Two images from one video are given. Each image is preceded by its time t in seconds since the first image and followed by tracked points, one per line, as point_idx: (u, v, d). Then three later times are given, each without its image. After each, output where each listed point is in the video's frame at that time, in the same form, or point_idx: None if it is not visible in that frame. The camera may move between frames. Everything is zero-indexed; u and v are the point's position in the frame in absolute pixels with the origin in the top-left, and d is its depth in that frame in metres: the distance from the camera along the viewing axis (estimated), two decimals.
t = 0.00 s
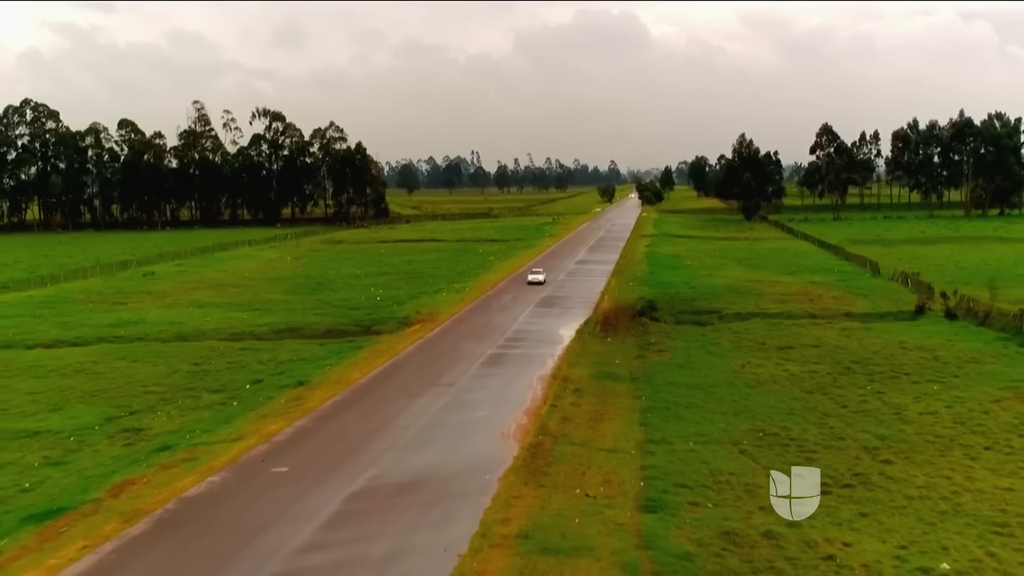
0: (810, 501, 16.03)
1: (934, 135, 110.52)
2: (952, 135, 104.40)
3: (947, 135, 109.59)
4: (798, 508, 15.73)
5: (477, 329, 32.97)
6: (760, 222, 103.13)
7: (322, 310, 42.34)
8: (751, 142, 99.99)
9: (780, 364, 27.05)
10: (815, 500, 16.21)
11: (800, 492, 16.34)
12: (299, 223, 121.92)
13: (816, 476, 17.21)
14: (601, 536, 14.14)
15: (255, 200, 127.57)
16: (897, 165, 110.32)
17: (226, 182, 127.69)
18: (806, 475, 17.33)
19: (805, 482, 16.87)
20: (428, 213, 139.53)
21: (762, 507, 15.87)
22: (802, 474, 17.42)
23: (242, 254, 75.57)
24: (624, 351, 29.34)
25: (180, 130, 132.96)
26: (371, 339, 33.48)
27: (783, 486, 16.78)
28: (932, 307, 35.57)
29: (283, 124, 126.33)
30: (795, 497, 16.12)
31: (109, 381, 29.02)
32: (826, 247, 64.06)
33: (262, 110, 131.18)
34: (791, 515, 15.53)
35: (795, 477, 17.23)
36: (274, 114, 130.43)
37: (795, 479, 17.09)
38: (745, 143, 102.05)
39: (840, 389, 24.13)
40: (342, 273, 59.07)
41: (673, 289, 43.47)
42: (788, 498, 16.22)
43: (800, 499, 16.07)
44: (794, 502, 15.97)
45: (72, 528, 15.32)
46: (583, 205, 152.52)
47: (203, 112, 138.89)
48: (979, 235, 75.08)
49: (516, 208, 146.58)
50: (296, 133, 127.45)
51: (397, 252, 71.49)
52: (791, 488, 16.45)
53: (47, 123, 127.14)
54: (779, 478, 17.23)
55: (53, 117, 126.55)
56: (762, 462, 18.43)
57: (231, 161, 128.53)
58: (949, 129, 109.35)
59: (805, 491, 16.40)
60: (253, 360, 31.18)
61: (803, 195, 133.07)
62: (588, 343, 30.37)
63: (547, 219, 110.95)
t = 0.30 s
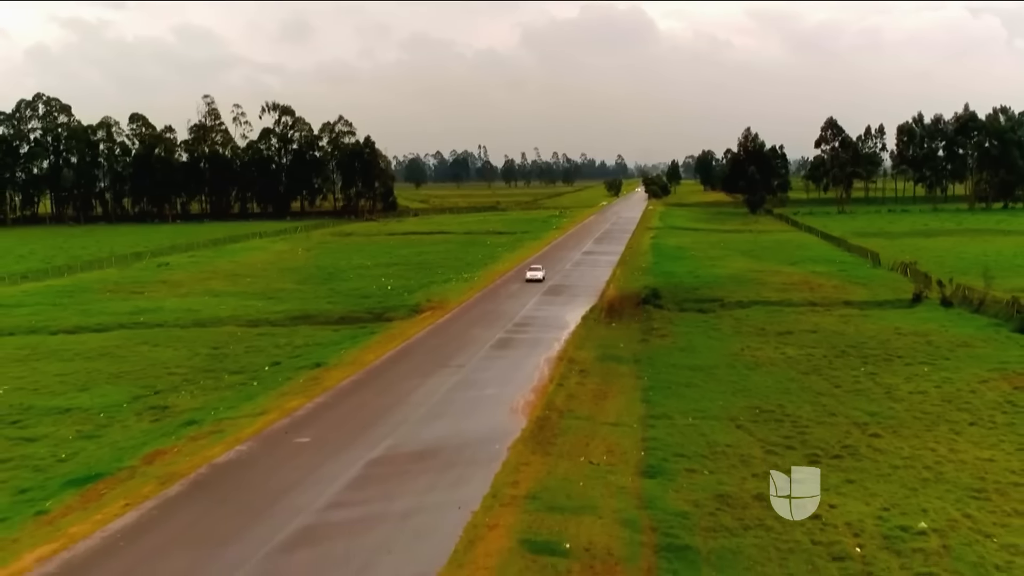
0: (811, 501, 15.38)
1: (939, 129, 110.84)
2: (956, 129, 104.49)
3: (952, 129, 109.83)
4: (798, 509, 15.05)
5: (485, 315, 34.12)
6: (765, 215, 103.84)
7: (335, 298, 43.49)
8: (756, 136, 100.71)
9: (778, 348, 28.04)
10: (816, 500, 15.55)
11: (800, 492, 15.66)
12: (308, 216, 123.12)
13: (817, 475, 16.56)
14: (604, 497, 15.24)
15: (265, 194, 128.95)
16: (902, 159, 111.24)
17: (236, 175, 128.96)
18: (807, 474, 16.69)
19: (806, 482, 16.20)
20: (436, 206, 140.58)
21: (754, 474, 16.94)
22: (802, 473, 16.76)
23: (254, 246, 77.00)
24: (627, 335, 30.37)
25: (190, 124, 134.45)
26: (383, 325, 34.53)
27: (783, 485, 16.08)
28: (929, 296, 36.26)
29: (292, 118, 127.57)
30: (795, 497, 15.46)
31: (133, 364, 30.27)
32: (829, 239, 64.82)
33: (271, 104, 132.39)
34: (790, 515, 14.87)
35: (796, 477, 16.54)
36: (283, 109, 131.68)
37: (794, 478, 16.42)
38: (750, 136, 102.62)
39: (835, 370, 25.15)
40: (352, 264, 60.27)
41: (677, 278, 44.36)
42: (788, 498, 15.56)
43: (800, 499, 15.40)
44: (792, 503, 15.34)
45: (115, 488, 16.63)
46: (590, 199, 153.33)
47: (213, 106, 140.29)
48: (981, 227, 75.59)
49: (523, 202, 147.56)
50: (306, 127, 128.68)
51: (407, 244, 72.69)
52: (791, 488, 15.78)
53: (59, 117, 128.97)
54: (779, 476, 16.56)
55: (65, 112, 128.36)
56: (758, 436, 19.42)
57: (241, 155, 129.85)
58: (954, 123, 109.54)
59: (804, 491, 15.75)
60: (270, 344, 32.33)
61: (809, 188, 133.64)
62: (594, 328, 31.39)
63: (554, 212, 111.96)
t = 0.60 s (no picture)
0: (812, 501, 14.73)
1: (944, 127, 111.43)
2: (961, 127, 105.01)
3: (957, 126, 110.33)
4: (800, 510, 14.36)
5: (495, 303, 35.35)
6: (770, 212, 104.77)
7: (348, 289, 44.68)
8: (762, 134, 101.59)
9: (778, 333, 29.18)
10: (817, 499, 14.90)
11: (801, 492, 15.01)
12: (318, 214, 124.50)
13: (818, 474, 15.89)
14: (608, 459, 16.43)
15: (275, 191, 130.49)
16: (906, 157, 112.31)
17: (246, 173, 130.49)
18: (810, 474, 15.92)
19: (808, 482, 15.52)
20: (445, 204, 141.97)
21: (749, 443, 18.02)
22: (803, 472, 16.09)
23: (266, 241, 78.49)
24: (633, 321, 31.57)
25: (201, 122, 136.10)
26: (396, 313, 35.70)
27: (783, 485, 15.42)
28: (926, 286, 37.06)
29: (302, 116, 128.98)
30: (795, 497, 14.80)
31: (157, 349, 31.65)
32: (833, 234, 65.67)
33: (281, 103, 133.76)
34: (791, 516, 14.19)
35: (796, 476, 15.87)
36: (293, 107, 133.07)
37: (795, 477, 15.76)
38: (755, 134, 103.47)
39: (831, 353, 26.19)
40: (364, 257, 61.54)
41: (682, 271, 45.36)
42: (787, 498, 14.89)
43: (801, 499, 14.74)
44: (793, 503, 14.65)
45: (155, 451, 18.09)
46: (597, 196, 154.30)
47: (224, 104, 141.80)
48: (984, 224, 76.19)
49: (531, 199, 148.64)
50: (316, 125, 130.03)
51: (416, 239, 73.93)
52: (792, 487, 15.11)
53: (72, 115, 130.94)
54: (779, 477, 15.84)
55: (77, 110, 130.27)
56: (755, 411, 20.51)
57: (252, 153, 131.27)
58: (958, 121, 110.18)
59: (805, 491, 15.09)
60: (288, 331, 33.62)
61: (814, 186, 134.34)
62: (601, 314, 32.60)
63: (560, 209, 112.79)
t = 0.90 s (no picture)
0: (812, 501, 13.95)
1: (953, 125, 111.83)
2: (969, 125, 105.48)
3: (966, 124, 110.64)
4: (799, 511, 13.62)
5: (509, 290, 36.83)
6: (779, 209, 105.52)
7: (364, 281, 45.95)
8: (771, 132, 102.54)
9: (779, 318, 30.37)
10: (817, 499, 14.10)
11: (801, 491, 14.19)
12: (331, 211, 126.08)
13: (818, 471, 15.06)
14: (616, 424, 17.66)
15: (290, 189, 132.22)
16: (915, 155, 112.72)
17: (261, 172, 132.31)
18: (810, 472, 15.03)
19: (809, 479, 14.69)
20: (457, 202, 143.34)
21: (748, 412, 19.19)
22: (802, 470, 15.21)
23: (284, 237, 80.25)
24: (641, 308, 32.65)
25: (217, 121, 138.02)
26: (411, 302, 36.83)
27: (783, 484, 14.56)
28: (927, 277, 37.79)
29: (316, 115, 130.60)
30: (795, 497, 14.00)
31: (184, 333, 33.17)
32: (840, 229, 66.51)
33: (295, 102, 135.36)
34: (792, 517, 13.40)
35: (795, 475, 14.95)
36: (307, 106, 134.67)
37: (796, 474, 14.87)
38: (764, 132, 104.38)
39: (830, 336, 27.33)
40: (379, 252, 62.93)
41: (690, 263, 46.30)
42: (788, 498, 14.07)
43: (802, 499, 13.95)
44: (793, 503, 13.82)
45: (195, 416, 19.65)
46: (608, 195, 155.32)
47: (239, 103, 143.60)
48: (991, 220, 76.78)
49: (543, 197, 149.84)
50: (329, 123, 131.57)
51: (430, 234, 75.34)
52: (792, 487, 14.28)
53: (89, 114, 133.22)
54: (777, 474, 15.00)
55: (95, 109, 132.58)
56: (754, 385, 21.72)
57: (266, 151, 132.99)
58: (967, 119, 110.60)
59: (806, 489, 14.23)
60: (309, 317, 34.99)
61: (823, 184, 134.94)
62: (609, 302, 33.79)
63: (571, 206, 113.96)
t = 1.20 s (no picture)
0: (812, 501, 13.55)
1: (960, 123, 112.44)
2: (975, 124, 106.07)
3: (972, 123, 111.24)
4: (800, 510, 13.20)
5: (520, 279, 38.34)
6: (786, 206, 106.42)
7: (379, 272, 47.29)
8: (778, 130, 103.53)
9: (779, 305, 31.58)
10: (817, 500, 13.69)
11: (801, 491, 13.76)
12: (343, 208, 127.73)
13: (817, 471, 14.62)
14: (619, 395, 18.96)
15: (302, 187, 133.94)
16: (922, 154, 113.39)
17: (273, 170, 134.11)
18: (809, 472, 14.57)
19: (808, 479, 14.24)
20: (467, 200, 144.64)
21: (744, 387, 20.42)
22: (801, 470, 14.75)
23: (298, 232, 81.90)
24: (648, 296, 33.87)
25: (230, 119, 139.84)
26: (425, 291, 38.13)
27: (783, 482, 14.15)
28: (926, 269, 38.82)
29: (328, 113, 132.27)
30: (795, 497, 13.57)
31: (208, 319, 34.67)
32: (845, 225, 67.51)
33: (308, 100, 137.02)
34: (792, 517, 12.97)
35: (795, 475, 14.53)
36: (319, 104, 136.32)
37: (795, 474, 14.47)
38: (771, 131, 105.33)
39: (827, 321, 28.54)
40: (391, 246, 64.35)
41: (696, 256, 47.40)
42: (787, 498, 13.63)
43: (802, 498, 13.53)
44: (793, 503, 13.39)
45: (228, 387, 21.26)
46: (617, 193, 156.46)
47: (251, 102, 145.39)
48: (995, 217, 77.56)
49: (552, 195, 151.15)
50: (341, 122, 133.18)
51: (440, 230, 76.76)
52: (791, 486, 13.85)
53: (104, 112, 135.27)
54: (776, 474, 14.55)
55: (110, 107, 134.63)
56: (751, 362, 22.97)
57: (279, 148, 134.64)
58: (974, 118, 111.22)
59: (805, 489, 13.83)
60: (327, 305, 36.46)
61: (830, 182, 135.73)
62: (616, 290, 35.10)
63: (580, 204, 115.10)
